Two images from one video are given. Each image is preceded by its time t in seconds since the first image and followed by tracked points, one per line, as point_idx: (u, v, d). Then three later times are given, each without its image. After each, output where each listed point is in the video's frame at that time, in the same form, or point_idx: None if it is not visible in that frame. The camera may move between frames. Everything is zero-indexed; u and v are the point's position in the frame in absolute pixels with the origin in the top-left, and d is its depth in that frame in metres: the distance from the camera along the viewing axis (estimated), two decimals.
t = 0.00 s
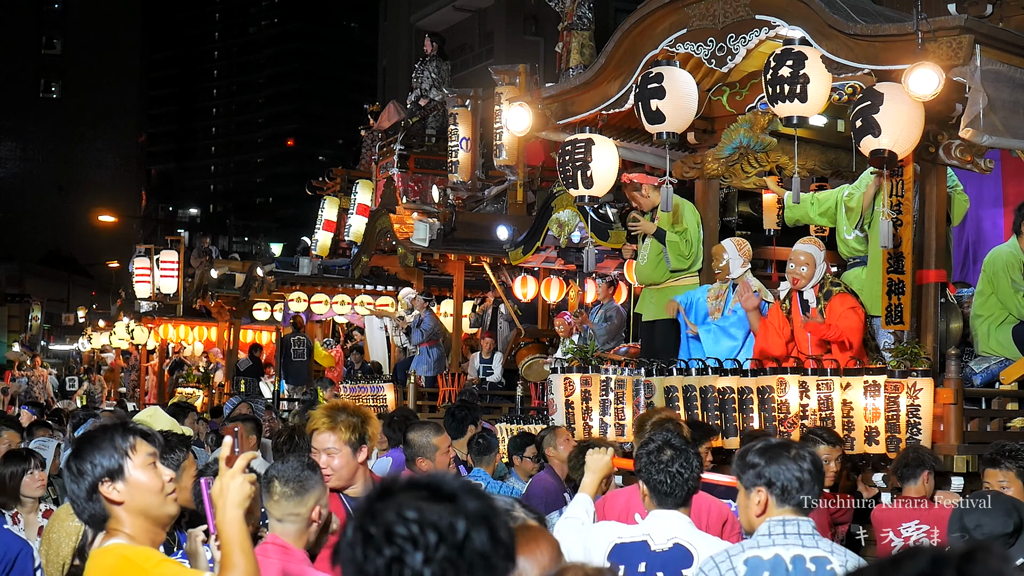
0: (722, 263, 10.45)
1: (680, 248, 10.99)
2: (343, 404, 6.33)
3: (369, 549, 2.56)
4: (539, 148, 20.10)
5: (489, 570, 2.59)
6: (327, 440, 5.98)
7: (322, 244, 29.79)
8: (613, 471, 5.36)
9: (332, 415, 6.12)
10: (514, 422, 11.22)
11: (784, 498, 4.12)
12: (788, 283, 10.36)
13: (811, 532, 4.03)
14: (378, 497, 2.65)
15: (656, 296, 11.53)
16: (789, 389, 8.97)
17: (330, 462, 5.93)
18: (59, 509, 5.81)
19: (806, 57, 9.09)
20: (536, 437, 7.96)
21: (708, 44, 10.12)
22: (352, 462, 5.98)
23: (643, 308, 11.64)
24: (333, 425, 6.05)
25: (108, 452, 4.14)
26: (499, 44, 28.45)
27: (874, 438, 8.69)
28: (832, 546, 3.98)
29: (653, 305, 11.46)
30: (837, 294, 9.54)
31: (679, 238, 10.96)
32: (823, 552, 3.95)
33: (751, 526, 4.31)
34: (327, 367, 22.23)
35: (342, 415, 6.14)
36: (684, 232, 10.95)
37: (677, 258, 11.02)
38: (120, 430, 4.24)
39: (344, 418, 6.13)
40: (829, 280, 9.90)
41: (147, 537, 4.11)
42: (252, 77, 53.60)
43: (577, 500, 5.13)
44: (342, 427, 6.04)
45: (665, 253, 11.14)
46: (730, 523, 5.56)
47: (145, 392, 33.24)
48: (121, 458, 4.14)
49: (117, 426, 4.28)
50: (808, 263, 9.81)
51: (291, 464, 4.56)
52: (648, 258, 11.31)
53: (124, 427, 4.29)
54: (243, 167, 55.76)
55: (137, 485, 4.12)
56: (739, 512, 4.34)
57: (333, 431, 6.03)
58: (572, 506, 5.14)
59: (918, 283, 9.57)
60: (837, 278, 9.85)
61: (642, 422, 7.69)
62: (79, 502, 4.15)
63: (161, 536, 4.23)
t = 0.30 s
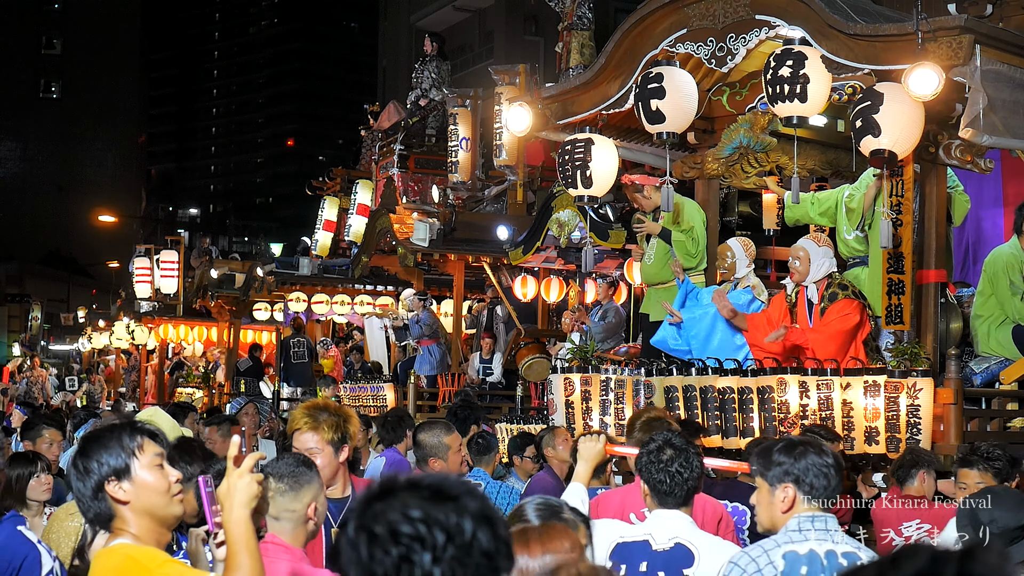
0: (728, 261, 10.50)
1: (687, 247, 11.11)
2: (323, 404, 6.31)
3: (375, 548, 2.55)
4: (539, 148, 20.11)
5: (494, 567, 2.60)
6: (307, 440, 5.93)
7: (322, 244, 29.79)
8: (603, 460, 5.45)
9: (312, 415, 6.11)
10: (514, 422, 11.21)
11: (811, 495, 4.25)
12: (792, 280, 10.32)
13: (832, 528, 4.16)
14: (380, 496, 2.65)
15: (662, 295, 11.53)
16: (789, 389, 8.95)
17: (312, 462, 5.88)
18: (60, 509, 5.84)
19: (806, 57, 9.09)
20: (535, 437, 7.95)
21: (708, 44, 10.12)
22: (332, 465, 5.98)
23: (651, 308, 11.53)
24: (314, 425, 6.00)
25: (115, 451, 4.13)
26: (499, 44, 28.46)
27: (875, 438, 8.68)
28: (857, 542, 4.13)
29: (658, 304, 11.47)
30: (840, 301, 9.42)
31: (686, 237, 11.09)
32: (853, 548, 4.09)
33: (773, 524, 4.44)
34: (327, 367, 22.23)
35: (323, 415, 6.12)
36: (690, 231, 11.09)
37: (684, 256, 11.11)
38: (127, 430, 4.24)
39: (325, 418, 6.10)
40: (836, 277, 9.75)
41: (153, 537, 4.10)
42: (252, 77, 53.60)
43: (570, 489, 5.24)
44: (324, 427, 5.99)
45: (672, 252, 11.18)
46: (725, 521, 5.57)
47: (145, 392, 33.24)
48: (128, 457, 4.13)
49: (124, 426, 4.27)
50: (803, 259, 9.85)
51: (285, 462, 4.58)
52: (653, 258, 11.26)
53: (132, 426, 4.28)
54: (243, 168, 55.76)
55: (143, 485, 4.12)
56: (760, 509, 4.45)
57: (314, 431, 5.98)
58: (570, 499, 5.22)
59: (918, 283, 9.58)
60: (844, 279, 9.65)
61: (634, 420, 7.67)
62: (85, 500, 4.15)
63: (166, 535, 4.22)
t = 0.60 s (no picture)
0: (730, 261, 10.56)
1: (692, 241, 11.11)
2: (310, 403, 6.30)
3: (382, 549, 2.55)
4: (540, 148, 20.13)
5: (498, 565, 2.60)
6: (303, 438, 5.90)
7: (322, 244, 29.82)
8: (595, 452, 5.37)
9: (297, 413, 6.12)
10: (515, 422, 11.21)
11: (823, 495, 4.35)
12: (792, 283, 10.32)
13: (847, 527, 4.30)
14: (383, 497, 2.65)
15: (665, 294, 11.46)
16: (789, 389, 8.94)
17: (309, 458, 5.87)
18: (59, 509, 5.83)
19: (806, 57, 9.09)
20: (536, 437, 7.97)
21: (708, 44, 10.13)
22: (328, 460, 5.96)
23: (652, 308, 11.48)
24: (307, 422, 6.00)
25: (121, 451, 4.14)
26: (499, 44, 28.46)
27: (874, 438, 8.69)
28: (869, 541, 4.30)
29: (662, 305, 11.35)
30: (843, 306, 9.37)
31: (690, 231, 11.12)
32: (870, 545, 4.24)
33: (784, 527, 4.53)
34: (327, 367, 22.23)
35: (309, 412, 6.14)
36: (693, 225, 11.13)
37: (690, 251, 11.09)
38: (134, 430, 4.23)
39: (313, 416, 6.11)
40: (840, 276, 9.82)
41: (157, 539, 4.08)
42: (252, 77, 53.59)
43: (563, 481, 5.21)
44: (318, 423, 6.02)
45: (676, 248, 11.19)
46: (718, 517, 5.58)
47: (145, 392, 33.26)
48: (133, 458, 4.13)
49: (131, 425, 4.27)
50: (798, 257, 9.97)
51: (280, 459, 4.60)
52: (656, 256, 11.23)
53: (139, 426, 4.28)
54: (243, 167, 55.76)
55: (148, 485, 4.10)
56: (772, 512, 4.54)
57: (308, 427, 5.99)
58: (562, 491, 5.17)
59: (918, 284, 9.58)
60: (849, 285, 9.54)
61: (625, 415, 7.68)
62: (91, 499, 4.16)
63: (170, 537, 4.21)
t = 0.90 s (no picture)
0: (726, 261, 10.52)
1: (678, 246, 11.00)
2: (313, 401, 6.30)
3: (385, 548, 2.53)
4: (539, 148, 20.16)
5: (499, 565, 2.61)
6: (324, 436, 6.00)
7: (322, 244, 29.80)
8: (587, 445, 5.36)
9: (290, 420, 6.10)
10: (515, 422, 11.19)
11: (810, 497, 4.37)
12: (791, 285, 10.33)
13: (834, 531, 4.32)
14: (386, 497, 2.65)
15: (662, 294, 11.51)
16: (789, 389, 8.95)
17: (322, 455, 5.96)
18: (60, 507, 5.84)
19: (806, 57, 9.09)
20: (536, 437, 7.99)
21: (708, 44, 10.12)
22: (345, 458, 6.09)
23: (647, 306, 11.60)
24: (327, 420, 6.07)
25: (122, 450, 4.13)
26: (499, 44, 28.45)
27: (874, 438, 8.68)
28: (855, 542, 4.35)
29: (658, 305, 11.43)
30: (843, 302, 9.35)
31: (677, 235, 11.00)
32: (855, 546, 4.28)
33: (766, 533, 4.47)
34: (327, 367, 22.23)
35: (300, 413, 6.15)
36: (682, 229, 11.02)
37: (677, 256, 10.99)
38: (137, 430, 4.23)
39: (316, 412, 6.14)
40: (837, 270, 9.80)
41: (157, 540, 4.08)
42: (252, 77, 53.60)
43: (558, 475, 5.17)
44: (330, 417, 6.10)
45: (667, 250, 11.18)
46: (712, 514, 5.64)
47: (146, 391, 33.27)
48: (134, 458, 4.12)
49: (134, 425, 4.27)
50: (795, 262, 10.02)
51: (281, 460, 4.65)
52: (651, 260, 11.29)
53: (142, 426, 4.27)
54: (242, 167, 55.77)
55: (148, 486, 4.10)
56: (756, 515, 4.47)
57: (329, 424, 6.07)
58: (557, 485, 5.14)
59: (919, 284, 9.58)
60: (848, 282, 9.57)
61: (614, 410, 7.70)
62: (91, 498, 4.17)
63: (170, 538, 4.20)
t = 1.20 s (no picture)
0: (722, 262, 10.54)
1: (685, 244, 11.08)
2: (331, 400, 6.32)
3: (387, 548, 2.53)
4: (539, 148, 20.17)
5: (500, 565, 2.62)
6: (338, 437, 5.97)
7: (322, 244, 29.80)
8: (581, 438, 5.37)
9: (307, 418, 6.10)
10: (515, 422, 11.18)
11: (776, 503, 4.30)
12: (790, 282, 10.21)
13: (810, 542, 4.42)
14: (387, 497, 2.65)
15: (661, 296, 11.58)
16: (789, 389, 8.89)
17: (335, 455, 5.95)
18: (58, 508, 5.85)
19: (806, 57, 9.09)
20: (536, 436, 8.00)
21: (708, 44, 10.12)
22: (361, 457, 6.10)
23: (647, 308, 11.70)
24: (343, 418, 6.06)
25: (121, 451, 4.12)
26: (499, 44, 28.46)
27: (874, 438, 8.68)
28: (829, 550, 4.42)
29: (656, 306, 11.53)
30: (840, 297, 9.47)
31: (682, 234, 11.07)
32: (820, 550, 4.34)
33: (728, 534, 4.36)
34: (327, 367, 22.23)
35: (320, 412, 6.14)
36: (687, 228, 11.09)
37: (682, 254, 11.09)
38: (136, 430, 4.22)
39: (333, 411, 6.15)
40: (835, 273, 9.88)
41: (155, 541, 4.08)
42: (252, 77, 53.63)
43: (551, 469, 5.19)
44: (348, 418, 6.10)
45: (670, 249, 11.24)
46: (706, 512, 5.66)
47: (146, 391, 33.28)
48: (133, 458, 4.11)
49: (134, 425, 4.26)
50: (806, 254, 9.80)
51: (283, 461, 4.67)
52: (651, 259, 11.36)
53: (141, 427, 4.26)
54: (242, 167, 55.81)
55: (148, 487, 4.09)
56: (719, 516, 4.33)
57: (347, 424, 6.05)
58: (552, 479, 5.16)
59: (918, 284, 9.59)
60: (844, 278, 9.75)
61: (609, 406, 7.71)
62: (88, 497, 4.16)
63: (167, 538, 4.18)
